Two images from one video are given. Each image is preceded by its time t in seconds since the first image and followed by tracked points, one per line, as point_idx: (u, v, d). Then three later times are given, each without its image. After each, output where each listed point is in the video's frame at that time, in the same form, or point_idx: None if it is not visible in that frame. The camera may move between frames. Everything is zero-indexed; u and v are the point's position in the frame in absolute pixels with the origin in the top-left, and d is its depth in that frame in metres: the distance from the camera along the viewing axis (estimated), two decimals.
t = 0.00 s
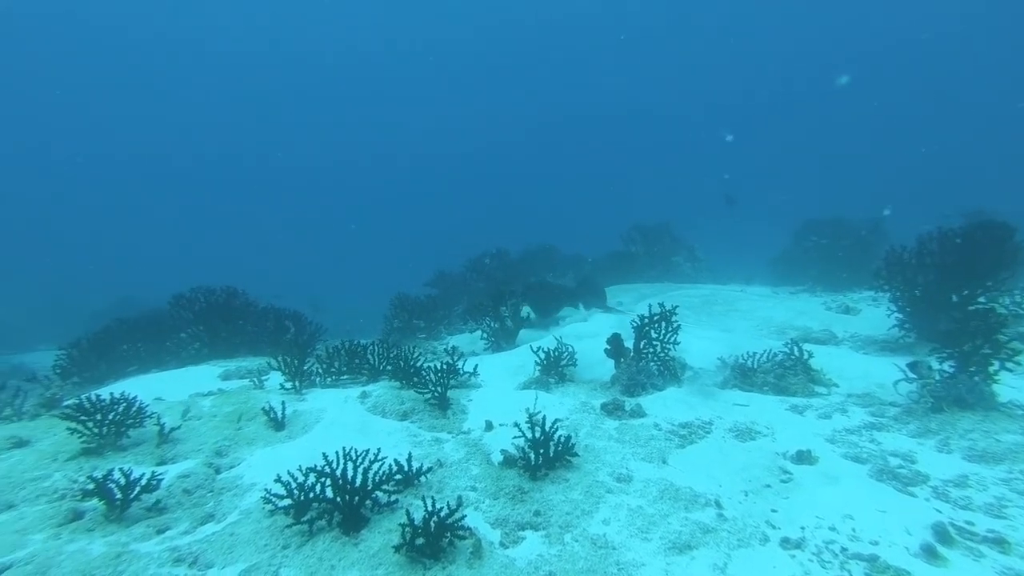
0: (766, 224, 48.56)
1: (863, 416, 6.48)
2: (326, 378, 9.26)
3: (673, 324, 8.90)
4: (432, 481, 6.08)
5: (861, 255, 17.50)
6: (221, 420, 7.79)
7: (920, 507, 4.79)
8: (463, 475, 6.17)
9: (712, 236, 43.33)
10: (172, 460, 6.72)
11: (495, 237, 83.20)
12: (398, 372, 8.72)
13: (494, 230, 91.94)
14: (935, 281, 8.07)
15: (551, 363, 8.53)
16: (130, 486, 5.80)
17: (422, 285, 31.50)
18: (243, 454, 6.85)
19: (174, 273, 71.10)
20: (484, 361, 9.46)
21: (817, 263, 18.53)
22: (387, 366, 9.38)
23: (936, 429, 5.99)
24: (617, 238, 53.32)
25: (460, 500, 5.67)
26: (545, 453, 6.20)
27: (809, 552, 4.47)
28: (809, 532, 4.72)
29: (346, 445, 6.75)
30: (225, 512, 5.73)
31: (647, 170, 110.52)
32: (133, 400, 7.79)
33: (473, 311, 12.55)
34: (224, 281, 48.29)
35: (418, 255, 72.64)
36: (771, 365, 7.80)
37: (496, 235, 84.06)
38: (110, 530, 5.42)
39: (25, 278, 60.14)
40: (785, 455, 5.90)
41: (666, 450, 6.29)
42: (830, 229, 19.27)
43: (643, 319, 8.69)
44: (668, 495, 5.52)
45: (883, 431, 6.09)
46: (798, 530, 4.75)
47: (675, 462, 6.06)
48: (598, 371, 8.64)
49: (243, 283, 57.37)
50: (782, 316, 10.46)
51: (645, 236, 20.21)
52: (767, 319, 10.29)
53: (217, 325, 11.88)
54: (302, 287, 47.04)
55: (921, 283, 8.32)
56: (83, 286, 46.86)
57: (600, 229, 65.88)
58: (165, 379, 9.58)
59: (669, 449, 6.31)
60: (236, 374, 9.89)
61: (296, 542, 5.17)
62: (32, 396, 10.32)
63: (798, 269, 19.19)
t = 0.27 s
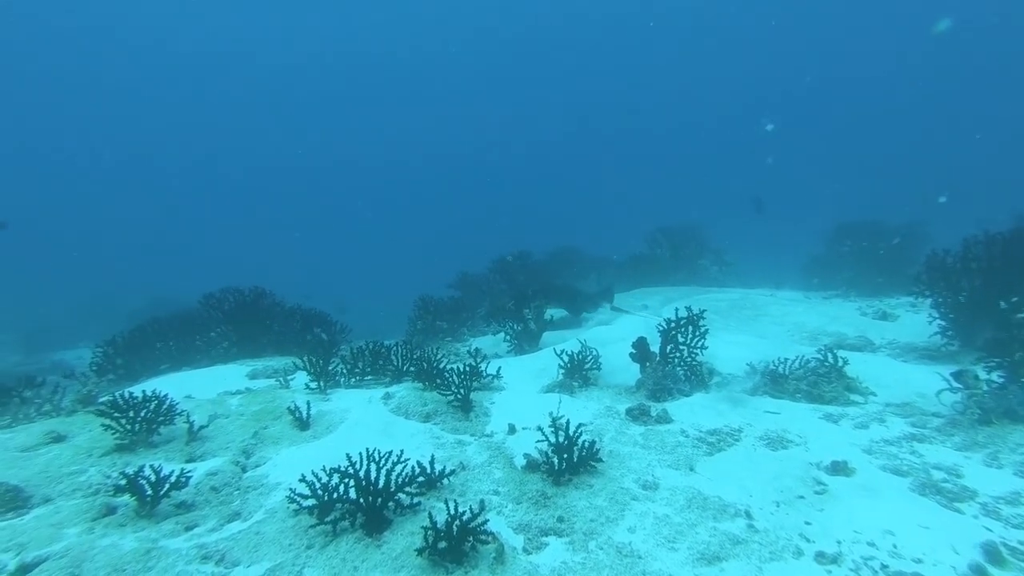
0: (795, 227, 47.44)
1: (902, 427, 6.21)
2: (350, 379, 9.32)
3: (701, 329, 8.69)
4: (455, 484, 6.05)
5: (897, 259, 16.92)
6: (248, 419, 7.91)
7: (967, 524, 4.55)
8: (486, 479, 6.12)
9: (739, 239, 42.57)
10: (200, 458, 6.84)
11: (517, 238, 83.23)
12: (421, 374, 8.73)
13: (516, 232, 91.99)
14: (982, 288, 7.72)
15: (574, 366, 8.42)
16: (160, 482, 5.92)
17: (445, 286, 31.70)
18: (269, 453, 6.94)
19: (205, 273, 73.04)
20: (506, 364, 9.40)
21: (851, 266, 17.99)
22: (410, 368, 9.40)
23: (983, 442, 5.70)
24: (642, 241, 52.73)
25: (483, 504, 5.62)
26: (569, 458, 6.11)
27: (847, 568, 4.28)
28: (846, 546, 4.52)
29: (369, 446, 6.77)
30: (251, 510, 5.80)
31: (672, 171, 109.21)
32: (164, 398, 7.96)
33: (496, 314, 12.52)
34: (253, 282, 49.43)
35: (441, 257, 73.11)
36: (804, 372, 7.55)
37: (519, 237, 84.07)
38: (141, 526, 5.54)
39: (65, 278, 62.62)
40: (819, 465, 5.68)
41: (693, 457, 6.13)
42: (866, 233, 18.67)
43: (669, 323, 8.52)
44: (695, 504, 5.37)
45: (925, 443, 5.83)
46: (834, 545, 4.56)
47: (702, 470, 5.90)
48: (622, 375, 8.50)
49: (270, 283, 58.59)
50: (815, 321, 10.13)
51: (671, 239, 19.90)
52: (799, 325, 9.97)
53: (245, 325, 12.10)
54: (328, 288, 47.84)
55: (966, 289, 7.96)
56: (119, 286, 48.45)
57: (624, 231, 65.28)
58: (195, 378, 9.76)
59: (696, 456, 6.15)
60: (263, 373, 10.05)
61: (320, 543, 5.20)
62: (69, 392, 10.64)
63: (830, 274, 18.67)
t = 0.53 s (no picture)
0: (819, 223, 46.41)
1: (935, 429, 5.97)
2: (368, 375, 9.32)
3: (723, 327, 8.49)
4: (471, 482, 5.99)
5: (928, 256, 16.39)
6: (267, 413, 7.96)
7: (1006, 531, 4.33)
8: (503, 477, 6.04)
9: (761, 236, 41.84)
10: (219, 452, 6.89)
11: (534, 235, 83.05)
12: (437, 370, 8.69)
13: (533, 228, 91.76)
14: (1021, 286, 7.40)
15: (592, 364, 8.30)
16: (180, 476, 5.97)
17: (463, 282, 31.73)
18: (286, 448, 6.96)
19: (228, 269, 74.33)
20: (524, 361, 9.31)
21: (879, 264, 17.49)
22: (427, 364, 9.36)
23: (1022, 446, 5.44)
24: (661, 237, 52.14)
25: (499, 503, 5.55)
26: (586, 457, 6.00)
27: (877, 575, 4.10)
28: (876, 552, 4.34)
29: (385, 443, 6.74)
30: (268, 505, 5.82)
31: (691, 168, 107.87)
32: (185, 392, 8.05)
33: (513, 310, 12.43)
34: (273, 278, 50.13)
35: (458, 253, 73.27)
36: (831, 371, 7.32)
37: (536, 233, 83.85)
38: (161, 518, 5.59)
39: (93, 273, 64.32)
40: (847, 468, 5.49)
41: (715, 458, 5.97)
42: (895, 229, 18.12)
43: (690, 321, 8.34)
44: (717, 506, 5.22)
45: (960, 446, 5.58)
46: (863, 550, 4.38)
47: (724, 471, 5.74)
48: (641, 373, 8.35)
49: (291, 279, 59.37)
50: (842, 320, 9.82)
51: (691, 235, 19.57)
52: (825, 323, 9.69)
53: (265, 319, 12.19)
54: (347, 284, 48.28)
55: (1005, 287, 7.64)
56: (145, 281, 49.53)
57: (642, 228, 64.63)
58: (215, 372, 9.85)
59: (717, 457, 5.99)
60: (282, 367, 10.12)
61: (336, 538, 5.18)
62: (94, 385, 10.83)
63: (858, 271, 18.18)
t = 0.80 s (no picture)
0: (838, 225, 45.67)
1: (961, 439, 5.78)
2: (379, 377, 9.30)
3: (739, 332, 8.33)
4: (482, 488, 5.93)
5: (953, 260, 15.99)
6: (279, 416, 7.98)
7: None
8: (514, 483, 5.97)
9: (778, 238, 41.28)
10: (231, 455, 6.92)
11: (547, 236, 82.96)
12: (449, 374, 8.65)
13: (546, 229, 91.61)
14: None
15: (605, 368, 8.19)
16: (191, 480, 5.99)
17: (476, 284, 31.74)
18: (297, 451, 6.97)
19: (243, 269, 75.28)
20: (536, 364, 9.23)
21: (901, 267, 17.11)
22: (439, 367, 9.32)
23: None
24: (675, 238, 51.71)
25: (510, 509, 5.48)
26: (599, 464, 5.91)
27: None
28: (899, 567, 4.20)
29: (396, 447, 6.71)
30: (279, 509, 5.82)
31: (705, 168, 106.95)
32: (198, 394, 8.10)
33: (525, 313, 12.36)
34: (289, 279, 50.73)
35: (471, 254, 73.39)
36: (851, 379, 7.14)
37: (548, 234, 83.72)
38: (172, 522, 5.61)
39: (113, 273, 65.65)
40: (867, 478, 5.33)
41: (730, 466, 5.84)
42: (917, 233, 17.74)
43: (705, 326, 8.20)
44: (733, 515, 5.10)
45: (987, 458, 5.39)
46: (885, 565, 4.24)
47: (740, 480, 5.61)
48: (655, 378, 8.22)
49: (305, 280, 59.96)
50: (862, 324, 9.60)
51: (707, 237, 19.34)
52: (844, 328, 9.48)
53: (278, 322, 12.27)
54: (361, 285, 48.61)
55: None
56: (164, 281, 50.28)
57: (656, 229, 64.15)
58: (228, 374, 9.92)
59: (733, 465, 5.86)
60: (294, 370, 10.17)
61: (346, 544, 5.16)
62: (110, 387, 10.98)
63: (879, 274, 17.80)
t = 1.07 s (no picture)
0: (856, 221, 44.90)
1: (984, 441, 5.61)
2: (390, 373, 9.29)
3: (753, 329, 8.18)
4: (492, 485, 5.89)
5: (977, 258, 15.57)
6: (290, 410, 8.01)
7: None
8: (524, 480, 5.92)
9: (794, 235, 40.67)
10: (242, 448, 6.95)
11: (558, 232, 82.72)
12: (459, 369, 8.61)
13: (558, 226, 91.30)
14: None
15: (617, 366, 8.10)
16: (203, 472, 6.02)
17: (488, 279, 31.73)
18: (308, 445, 6.98)
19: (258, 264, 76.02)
20: (546, 361, 9.16)
21: (923, 266, 16.72)
22: (449, 363, 9.28)
23: None
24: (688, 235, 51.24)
25: (519, 507, 5.43)
26: (610, 462, 5.83)
27: None
28: (919, 571, 4.08)
29: (405, 443, 6.69)
30: (289, 503, 5.83)
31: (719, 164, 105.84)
32: (210, 387, 8.15)
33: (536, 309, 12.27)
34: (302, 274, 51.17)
35: (482, 250, 73.40)
36: (870, 379, 6.98)
37: (561, 231, 83.43)
38: (184, 513, 5.65)
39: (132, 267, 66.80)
40: (886, 479, 5.20)
41: (744, 465, 5.73)
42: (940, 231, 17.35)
43: (718, 323, 8.06)
44: (747, 516, 5.00)
45: (1013, 460, 5.22)
46: (905, 568, 4.13)
47: (754, 479, 5.50)
48: (668, 376, 8.12)
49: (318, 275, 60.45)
50: (881, 322, 9.39)
51: (722, 233, 19.08)
52: (862, 326, 9.28)
53: (291, 316, 12.31)
54: (374, 280, 48.86)
55: None
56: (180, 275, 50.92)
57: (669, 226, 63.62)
58: (240, 368, 9.97)
59: (747, 464, 5.75)
60: (306, 364, 10.20)
61: (355, 539, 5.15)
62: (126, 378, 11.10)
63: (899, 272, 17.41)
